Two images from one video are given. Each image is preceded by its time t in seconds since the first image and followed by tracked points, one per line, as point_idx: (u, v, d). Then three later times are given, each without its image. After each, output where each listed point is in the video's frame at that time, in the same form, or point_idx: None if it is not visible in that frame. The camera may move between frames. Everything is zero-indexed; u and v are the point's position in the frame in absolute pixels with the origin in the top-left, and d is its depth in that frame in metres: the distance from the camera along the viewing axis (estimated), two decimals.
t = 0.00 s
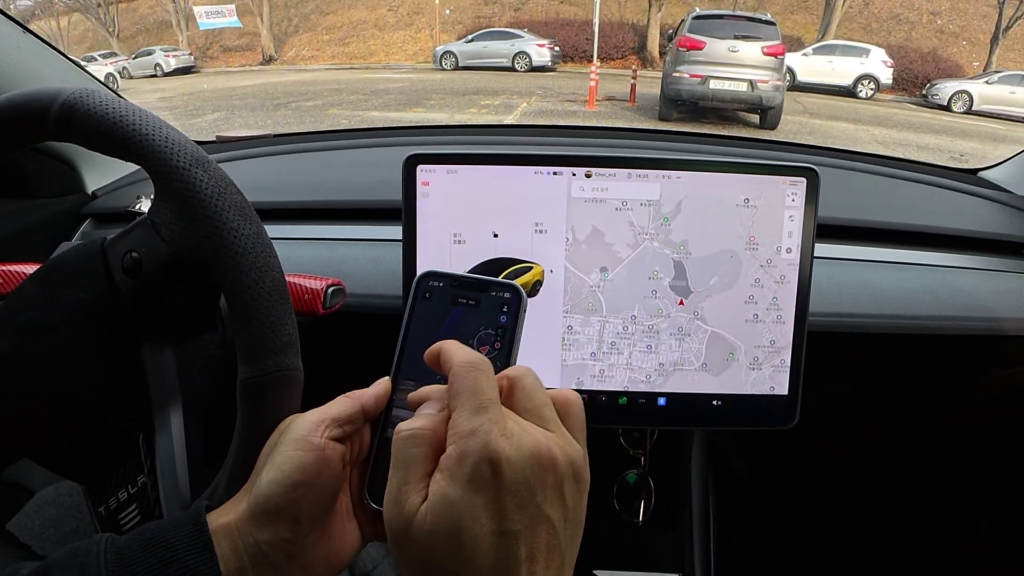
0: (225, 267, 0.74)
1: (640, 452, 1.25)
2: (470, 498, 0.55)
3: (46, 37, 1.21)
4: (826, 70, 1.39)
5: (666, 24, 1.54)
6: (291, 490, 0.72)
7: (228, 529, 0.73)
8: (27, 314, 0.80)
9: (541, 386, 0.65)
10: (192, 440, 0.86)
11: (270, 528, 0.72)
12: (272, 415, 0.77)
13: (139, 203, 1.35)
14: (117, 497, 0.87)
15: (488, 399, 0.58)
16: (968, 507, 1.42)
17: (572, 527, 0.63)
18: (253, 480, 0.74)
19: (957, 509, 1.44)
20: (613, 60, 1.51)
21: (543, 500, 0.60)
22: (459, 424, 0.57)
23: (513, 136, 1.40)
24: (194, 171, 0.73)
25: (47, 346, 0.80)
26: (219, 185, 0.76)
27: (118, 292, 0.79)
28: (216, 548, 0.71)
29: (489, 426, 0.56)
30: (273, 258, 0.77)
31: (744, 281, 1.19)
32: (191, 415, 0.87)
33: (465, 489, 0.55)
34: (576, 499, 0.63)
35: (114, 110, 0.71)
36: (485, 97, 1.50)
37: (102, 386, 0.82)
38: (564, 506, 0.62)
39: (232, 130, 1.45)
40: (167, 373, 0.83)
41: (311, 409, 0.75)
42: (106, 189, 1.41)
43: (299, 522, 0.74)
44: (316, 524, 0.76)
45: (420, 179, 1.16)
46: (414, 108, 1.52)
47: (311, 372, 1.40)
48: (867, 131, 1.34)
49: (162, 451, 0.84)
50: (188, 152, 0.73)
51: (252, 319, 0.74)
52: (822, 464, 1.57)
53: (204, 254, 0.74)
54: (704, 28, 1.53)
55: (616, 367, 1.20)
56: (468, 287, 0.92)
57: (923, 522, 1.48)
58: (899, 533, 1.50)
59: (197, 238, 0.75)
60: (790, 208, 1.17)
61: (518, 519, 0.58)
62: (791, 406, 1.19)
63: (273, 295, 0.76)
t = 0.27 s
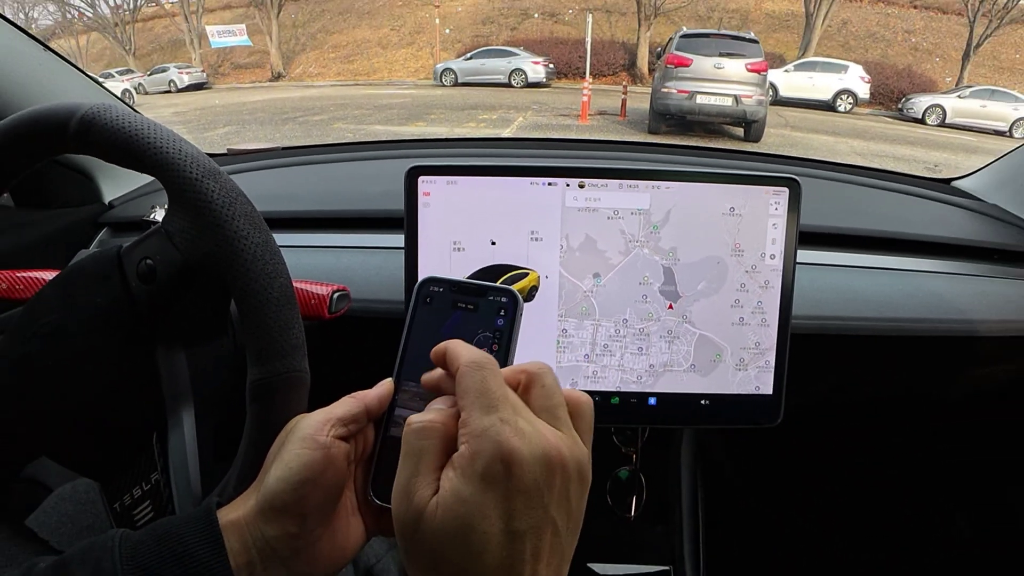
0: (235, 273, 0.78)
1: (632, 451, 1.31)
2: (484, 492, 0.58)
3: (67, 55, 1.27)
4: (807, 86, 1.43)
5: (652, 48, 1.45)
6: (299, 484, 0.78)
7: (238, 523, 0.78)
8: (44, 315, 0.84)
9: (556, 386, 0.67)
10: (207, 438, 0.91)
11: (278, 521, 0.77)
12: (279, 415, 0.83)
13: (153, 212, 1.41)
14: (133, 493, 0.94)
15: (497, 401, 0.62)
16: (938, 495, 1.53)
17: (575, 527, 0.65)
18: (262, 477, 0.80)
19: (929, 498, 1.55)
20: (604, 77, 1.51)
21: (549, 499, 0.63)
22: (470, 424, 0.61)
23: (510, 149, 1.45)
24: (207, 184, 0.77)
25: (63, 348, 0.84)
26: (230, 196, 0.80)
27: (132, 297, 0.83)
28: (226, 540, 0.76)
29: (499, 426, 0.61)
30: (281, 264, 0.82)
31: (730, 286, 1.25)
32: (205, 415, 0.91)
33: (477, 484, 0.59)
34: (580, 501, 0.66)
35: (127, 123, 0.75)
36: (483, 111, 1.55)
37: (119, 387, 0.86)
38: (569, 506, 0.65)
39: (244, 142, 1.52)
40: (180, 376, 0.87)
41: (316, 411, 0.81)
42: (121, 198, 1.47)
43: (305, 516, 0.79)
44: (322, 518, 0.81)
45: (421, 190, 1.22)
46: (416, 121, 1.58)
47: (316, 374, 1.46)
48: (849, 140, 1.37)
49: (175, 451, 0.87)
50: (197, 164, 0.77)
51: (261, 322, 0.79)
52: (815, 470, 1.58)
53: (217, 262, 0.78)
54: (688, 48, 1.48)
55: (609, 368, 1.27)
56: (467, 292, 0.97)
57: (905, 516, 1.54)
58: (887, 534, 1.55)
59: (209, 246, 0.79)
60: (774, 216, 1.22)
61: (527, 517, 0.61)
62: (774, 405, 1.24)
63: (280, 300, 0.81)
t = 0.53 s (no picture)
0: (243, 279, 0.81)
1: (624, 448, 1.37)
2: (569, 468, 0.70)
3: (86, 71, 1.34)
4: (788, 100, 1.46)
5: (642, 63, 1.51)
6: (305, 482, 0.89)
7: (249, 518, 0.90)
8: (68, 316, 0.90)
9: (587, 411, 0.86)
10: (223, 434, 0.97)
11: (285, 517, 0.88)
12: (286, 414, 0.88)
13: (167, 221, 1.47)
14: (147, 490, 1.00)
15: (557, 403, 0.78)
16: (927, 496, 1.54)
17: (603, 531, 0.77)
18: (271, 476, 0.90)
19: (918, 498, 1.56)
20: (595, 92, 1.55)
21: (596, 489, 0.77)
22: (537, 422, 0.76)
23: (508, 162, 1.52)
24: (217, 194, 0.80)
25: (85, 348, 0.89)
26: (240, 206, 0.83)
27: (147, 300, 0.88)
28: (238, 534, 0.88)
29: (563, 420, 0.76)
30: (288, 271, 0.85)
31: (717, 290, 1.30)
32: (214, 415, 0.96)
33: (562, 463, 0.71)
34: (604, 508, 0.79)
35: (142, 134, 0.78)
36: (481, 125, 1.61)
37: (135, 384, 0.92)
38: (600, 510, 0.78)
39: (253, 154, 1.60)
40: (192, 374, 0.93)
41: (319, 413, 0.90)
42: (137, 208, 1.54)
43: (311, 511, 0.91)
44: (325, 512, 0.93)
45: (423, 200, 1.28)
46: (417, 134, 1.65)
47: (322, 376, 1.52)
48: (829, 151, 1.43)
49: (188, 451, 0.93)
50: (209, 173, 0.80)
51: (269, 326, 0.83)
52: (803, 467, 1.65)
53: (227, 270, 0.82)
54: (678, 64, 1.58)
55: (602, 369, 1.33)
56: (465, 295, 1.02)
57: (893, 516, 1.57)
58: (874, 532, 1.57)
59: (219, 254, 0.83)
60: (758, 224, 1.29)
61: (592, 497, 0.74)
62: (760, 404, 1.30)
63: (288, 305, 0.85)
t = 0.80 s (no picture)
0: (252, 285, 0.83)
1: (617, 446, 1.42)
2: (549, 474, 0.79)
3: (102, 86, 1.43)
4: (772, 113, 1.51)
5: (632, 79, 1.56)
6: (312, 480, 0.90)
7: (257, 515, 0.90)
8: (81, 325, 0.92)
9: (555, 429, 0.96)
10: (236, 433, 1.02)
11: (292, 514, 0.89)
12: (294, 414, 0.90)
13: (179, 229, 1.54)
14: (159, 486, 1.04)
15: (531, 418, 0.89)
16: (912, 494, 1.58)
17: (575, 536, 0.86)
18: (278, 473, 0.91)
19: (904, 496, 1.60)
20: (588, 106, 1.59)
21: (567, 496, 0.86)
22: (517, 435, 0.85)
23: (505, 173, 1.59)
24: (228, 204, 0.82)
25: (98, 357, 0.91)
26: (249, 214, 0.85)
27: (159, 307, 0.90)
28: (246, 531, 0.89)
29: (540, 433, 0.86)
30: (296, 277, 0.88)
31: (705, 295, 1.36)
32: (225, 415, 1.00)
33: (542, 469, 0.80)
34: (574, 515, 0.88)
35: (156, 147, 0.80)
36: (479, 137, 1.68)
37: (145, 387, 0.93)
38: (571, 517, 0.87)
39: (262, 166, 1.68)
40: (202, 376, 0.96)
41: (326, 412, 0.92)
42: (149, 216, 1.61)
43: (317, 508, 0.92)
44: (330, 510, 0.94)
45: (424, 208, 1.33)
46: (418, 147, 1.72)
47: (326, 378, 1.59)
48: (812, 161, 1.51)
49: (198, 447, 0.97)
50: (218, 181, 0.81)
51: (277, 330, 0.85)
52: (790, 465, 1.71)
53: (237, 277, 0.84)
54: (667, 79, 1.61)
55: (596, 370, 1.39)
56: (464, 300, 1.08)
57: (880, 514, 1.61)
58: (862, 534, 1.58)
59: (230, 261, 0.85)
60: (744, 231, 1.34)
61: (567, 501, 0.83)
62: (747, 403, 1.36)
63: (296, 310, 0.87)
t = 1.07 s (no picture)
0: (260, 289, 0.85)
1: (610, 444, 1.48)
2: (542, 472, 0.80)
3: (117, 100, 1.47)
4: (757, 125, 1.67)
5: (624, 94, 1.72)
6: (318, 477, 0.90)
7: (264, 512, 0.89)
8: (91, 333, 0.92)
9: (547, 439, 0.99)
10: (244, 431, 1.06)
11: (299, 510, 0.89)
12: (299, 415, 0.93)
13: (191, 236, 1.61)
14: (169, 484, 1.03)
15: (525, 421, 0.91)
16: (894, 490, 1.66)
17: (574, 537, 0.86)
18: (284, 471, 0.91)
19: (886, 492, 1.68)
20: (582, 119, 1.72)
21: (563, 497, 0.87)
22: (510, 438, 0.87)
23: (503, 182, 1.66)
24: (236, 212, 0.83)
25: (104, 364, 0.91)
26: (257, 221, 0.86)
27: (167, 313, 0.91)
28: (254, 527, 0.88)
29: (533, 434, 0.88)
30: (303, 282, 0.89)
31: (694, 298, 1.43)
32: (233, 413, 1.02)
33: (536, 469, 0.82)
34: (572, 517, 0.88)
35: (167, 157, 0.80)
36: (478, 148, 1.75)
37: (154, 390, 0.94)
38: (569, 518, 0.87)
39: (270, 175, 1.75)
40: (212, 377, 0.97)
41: (331, 412, 0.94)
42: (161, 224, 1.68)
43: (323, 504, 0.92)
44: (335, 507, 0.94)
45: (425, 216, 1.40)
46: (420, 157, 1.79)
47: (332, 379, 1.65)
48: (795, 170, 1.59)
49: (209, 447, 0.99)
50: (226, 189, 0.83)
51: (285, 333, 0.87)
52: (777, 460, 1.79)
53: (245, 283, 0.85)
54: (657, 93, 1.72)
55: (590, 371, 1.45)
56: (463, 304, 1.14)
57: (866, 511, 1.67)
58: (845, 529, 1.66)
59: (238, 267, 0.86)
60: (731, 237, 1.40)
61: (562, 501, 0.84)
62: (734, 402, 1.42)
63: (302, 314, 0.88)
